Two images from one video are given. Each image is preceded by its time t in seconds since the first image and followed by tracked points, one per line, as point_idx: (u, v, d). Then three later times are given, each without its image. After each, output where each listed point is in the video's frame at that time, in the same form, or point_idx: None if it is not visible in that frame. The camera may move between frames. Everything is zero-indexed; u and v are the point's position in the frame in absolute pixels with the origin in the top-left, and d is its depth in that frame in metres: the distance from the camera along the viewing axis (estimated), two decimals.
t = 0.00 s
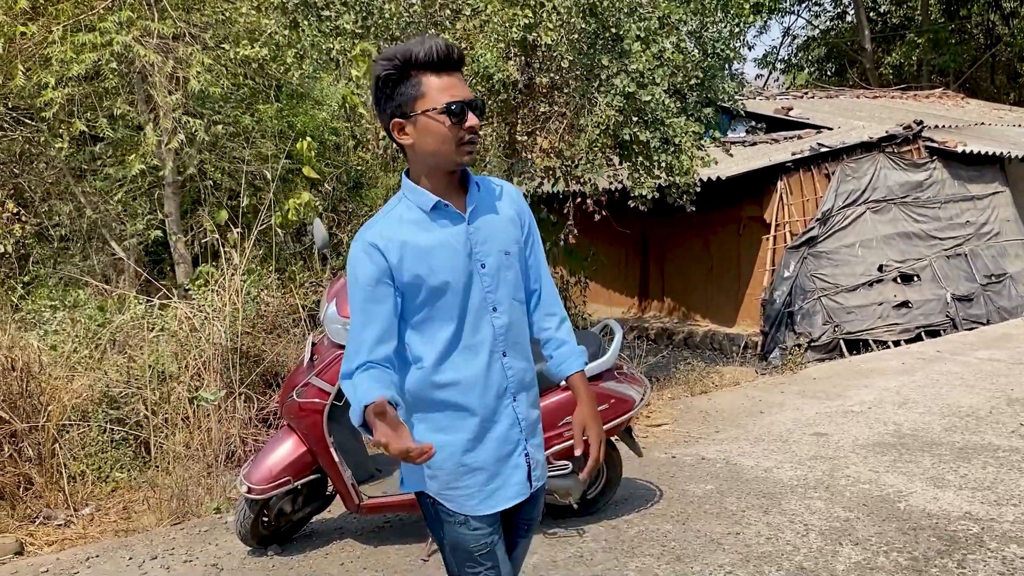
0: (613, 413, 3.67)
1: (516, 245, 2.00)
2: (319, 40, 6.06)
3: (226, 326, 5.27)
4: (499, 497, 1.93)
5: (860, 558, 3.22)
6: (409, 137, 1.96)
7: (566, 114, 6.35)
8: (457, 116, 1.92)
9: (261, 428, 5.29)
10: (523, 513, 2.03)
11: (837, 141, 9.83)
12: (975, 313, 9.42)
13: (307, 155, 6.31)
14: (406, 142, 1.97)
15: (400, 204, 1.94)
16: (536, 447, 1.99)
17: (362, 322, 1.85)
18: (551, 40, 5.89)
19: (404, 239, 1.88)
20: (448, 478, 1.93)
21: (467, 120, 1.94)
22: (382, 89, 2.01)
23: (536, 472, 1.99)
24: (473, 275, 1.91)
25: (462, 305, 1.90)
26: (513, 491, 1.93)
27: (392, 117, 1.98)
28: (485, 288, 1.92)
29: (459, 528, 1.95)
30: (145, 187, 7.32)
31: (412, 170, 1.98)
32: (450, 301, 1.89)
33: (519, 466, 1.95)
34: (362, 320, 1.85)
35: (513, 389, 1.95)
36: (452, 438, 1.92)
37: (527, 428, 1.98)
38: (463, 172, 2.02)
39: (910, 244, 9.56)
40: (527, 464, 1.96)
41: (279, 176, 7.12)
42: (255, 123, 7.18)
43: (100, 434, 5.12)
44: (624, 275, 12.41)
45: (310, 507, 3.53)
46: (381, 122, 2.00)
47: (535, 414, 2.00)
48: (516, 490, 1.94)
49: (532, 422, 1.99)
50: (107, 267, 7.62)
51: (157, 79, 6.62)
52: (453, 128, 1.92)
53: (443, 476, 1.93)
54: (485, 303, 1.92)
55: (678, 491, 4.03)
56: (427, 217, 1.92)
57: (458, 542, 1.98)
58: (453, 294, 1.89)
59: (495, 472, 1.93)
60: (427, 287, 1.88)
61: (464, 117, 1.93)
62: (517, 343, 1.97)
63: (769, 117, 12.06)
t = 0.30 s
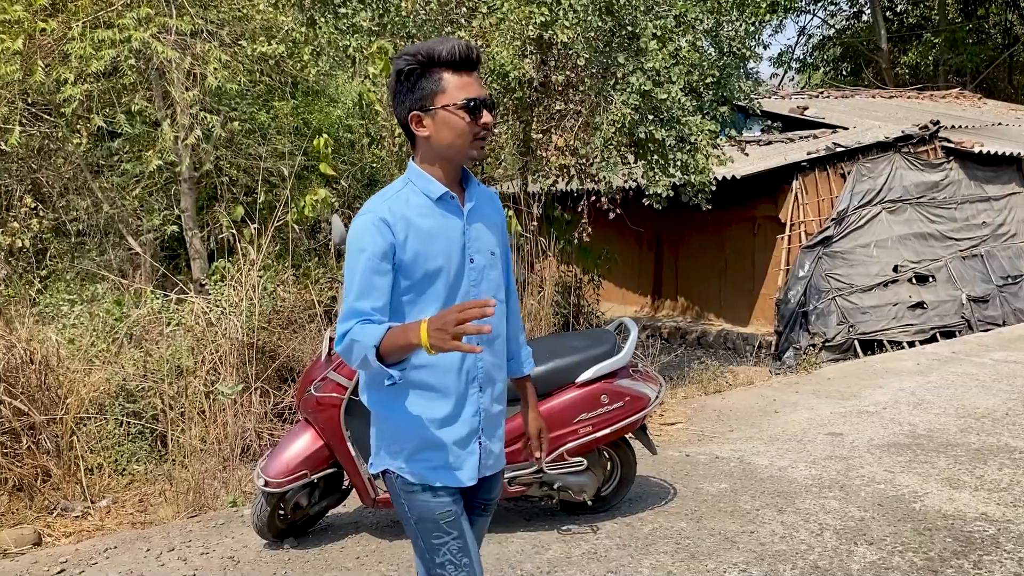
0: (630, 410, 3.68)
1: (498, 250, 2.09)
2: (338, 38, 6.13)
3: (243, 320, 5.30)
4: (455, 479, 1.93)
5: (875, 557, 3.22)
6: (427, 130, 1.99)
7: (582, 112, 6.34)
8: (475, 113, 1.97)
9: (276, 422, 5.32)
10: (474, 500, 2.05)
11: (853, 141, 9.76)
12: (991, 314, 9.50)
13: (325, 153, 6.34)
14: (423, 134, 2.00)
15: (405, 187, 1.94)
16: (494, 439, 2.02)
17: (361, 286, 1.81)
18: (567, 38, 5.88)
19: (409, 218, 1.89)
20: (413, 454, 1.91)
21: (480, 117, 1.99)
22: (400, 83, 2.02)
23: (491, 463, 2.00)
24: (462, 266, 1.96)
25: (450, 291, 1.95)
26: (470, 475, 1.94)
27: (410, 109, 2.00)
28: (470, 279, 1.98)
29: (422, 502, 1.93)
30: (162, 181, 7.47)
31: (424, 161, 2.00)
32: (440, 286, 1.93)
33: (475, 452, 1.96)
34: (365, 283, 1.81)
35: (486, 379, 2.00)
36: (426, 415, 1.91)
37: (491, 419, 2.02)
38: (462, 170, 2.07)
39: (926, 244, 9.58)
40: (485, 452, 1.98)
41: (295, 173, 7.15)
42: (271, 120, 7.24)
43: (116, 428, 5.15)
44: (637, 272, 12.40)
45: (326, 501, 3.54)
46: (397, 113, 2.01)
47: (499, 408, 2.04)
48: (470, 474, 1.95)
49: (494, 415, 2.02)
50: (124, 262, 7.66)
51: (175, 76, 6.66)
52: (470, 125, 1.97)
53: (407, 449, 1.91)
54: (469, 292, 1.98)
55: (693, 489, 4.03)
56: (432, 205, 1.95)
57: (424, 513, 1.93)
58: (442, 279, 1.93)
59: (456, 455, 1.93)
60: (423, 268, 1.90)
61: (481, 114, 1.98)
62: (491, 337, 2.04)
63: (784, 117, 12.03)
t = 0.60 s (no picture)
0: (653, 408, 3.69)
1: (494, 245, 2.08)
2: (361, 36, 6.08)
3: (267, 316, 5.34)
4: (456, 470, 1.92)
5: (899, 557, 3.21)
6: (421, 130, 1.97)
7: (604, 110, 6.34)
8: (467, 110, 1.95)
9: (299, 417, 5.36)
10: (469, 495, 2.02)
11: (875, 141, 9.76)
12: (1015, 316, 9.35)
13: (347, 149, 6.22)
14: (417, 134, 1.98)
15: (406, 184, 1.91)
16: (493, 430, 2.00)
17: (369, 281, 1.78)
18: (590, 36, 5.90)
19: (413, 214, 1.86)
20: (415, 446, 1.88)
21: (472, 114, 1.97)
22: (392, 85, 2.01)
23: (491, 453, 1.98)
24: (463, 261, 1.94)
25: (452, 286, 1.93)
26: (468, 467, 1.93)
27: (403, 111, 1.98)
28: (470, 275, 1.96)
29: (399, 498, 1.90)
30: (185, 178, 7.54)
31: (420, 160, 1.98)
32: (444, 280, 1.91)
33: (472, 444, 1.94)
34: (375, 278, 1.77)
35: (485, 373, 1.98)
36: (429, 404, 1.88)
37: (490, 413, 2.00)
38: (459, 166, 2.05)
39: (949, 245, 9.51)
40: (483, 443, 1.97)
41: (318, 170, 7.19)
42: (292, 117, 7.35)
43: (140, 421, 5.20)
44: (657, 271, 12.38)
45: (350, 494, 3.59)
46: (391, 115, 1.99)
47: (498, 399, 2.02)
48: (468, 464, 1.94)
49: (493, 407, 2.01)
50: (148, 258, 7.72)
51: (199, 73, 6.71)
52: (462, 122, 1.96)
53: (407, 442, 1.89)
54: (468, 288, 1.96)
55: (715, 488, 4.03)
56: (432, 202, 1.92)
57: (392, 512, 1.91)
58: (446, 273, 1.91)
59: (457, 447, 1.92)
60: (427, 264, 1.88)
61: (473, 111, 1.96)
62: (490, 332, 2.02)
63: (807, 116, 11.97)
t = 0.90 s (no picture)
0: (678, 407, 3.69)
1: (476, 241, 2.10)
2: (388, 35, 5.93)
3: (294, 313, 5.38)
4: (437, 464, 1.96)
5: (926, 558, 3.20)
6: (391, 130, 2.02)
7: (628, 109, 6.34)
8: (434, 111, 1.98)
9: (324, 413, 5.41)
10: (461, 487, 2.05)
11: (902, 140, 9.65)
12: None
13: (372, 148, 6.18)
14: (388, 134, 2.04)
15: (379, 184, 1.97)
16: (480, 425, 2.03)
17: (337, 281, 1.85)
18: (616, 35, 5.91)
19: (383, 212, 1.92)
20: (395, 440, 1.94)
21: (441, 112, 2.00)
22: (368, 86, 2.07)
23: (478, 448, 2.02)
24: (438, 258, 1.99)
25: (426, 283, 1.97)
26: (451, 463, 1.97)
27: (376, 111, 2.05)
28: (446, 272, 2.00)
29: (377, 492, 1.96)
30: (211, 176, 7.67)
31: (394, 160, 2.04)
32: (416, 277, 1.96)
33: (457, 439, 1.98)
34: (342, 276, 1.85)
35: (465, 368, 2.02)
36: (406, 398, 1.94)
37: (473, 407, 2.03)
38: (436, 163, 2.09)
39: (975, 246, 9.44)
40: (468, 438, 2.00)
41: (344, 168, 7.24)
42: (317, 115, 7.35)
43: (166, 416, 5.19)
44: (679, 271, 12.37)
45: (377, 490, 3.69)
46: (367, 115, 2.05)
47: (481, 394, 2.05)
48: (451, 459, 1.97)
49: (476, 403, 2.04)
50: (175, 254, 7.80)
51: (226, 71, 6.76)
52: (428, 122, 1.99)
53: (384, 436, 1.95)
54: (446, 284, 2.00)
55: (739, 487, 4.04)
56: (404, 200, 1.97)
57: (372, 506, 1.97)
58: (419, 270, 1.95)
59: (435, 442, 1.96)
60: (397, 262, 1.93)
61: (441, 112, 1.99)
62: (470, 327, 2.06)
63: (832, 116, 11.89)
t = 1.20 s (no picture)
0: (705, 409, 3.68)
1: (465, 242, 2.08)
2: (412, 36, 5.96)
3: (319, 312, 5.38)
4: (421, 469, 1.99)
5: (954, 563, 3.18)
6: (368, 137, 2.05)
7: (653, 110, 6.33)
8: (401, 117, 1.98)
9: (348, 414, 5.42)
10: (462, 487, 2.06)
11: (927, 142, 9.71)
12: None
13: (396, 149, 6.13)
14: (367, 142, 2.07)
15: (359, 193, 2.01)
16: (472, 428, 2.04)
17: (310, 296, 1.93)
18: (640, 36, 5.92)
19: (358, 222, 1.96)
20: (377, 448, 1.99)
21: (411, 118, 1.99)
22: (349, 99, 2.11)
23: (473, 450, 2.02)
24: (418, 263, 1.99)
25: (406, 289, 1.98)
26: (435, 468, 1.99)
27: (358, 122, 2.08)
28: (429, 277, 2.00)
29: (375, 495, 2.02)
30: (236, 176, 7.69)
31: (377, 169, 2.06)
32: (393, 284, 1.97)
33: (446, 444, 2.01)
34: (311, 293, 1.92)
35: (449, 372, 2.03)
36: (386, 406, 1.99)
37: (461, 410, 2.04)
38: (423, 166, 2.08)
39: (1003, 249, 9.19)
40: (457, 441, 2.02)
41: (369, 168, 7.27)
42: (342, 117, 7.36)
43: (191, 414, 5.22)
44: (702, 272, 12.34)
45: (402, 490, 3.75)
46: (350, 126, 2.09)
47: (468, 397, 2.05)
48: (439, 465, 2.00)
49: (465, 406, 2.05)
50: (199, 254, 7.86)
51: (252, 72, 6.81)
52: (396, 129, 1.99)
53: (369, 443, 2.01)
54: (428, 290, 2.00)
55: (764, 490, 4.02)
56: (383, 207, 1.99)
57: (371, 507, 2.03)
58: (397, 278, 1.97)
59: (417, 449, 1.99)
60: (373, 271, 1.96)
61: (409, 117, 1.98)
62: (458, 330, 2.05)
63: (858, 117, 11.80)
